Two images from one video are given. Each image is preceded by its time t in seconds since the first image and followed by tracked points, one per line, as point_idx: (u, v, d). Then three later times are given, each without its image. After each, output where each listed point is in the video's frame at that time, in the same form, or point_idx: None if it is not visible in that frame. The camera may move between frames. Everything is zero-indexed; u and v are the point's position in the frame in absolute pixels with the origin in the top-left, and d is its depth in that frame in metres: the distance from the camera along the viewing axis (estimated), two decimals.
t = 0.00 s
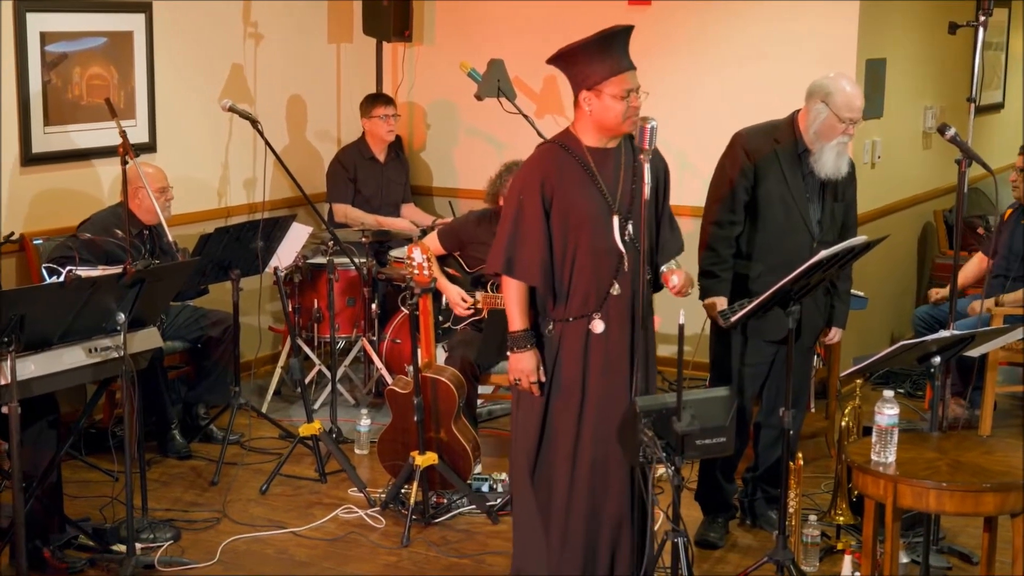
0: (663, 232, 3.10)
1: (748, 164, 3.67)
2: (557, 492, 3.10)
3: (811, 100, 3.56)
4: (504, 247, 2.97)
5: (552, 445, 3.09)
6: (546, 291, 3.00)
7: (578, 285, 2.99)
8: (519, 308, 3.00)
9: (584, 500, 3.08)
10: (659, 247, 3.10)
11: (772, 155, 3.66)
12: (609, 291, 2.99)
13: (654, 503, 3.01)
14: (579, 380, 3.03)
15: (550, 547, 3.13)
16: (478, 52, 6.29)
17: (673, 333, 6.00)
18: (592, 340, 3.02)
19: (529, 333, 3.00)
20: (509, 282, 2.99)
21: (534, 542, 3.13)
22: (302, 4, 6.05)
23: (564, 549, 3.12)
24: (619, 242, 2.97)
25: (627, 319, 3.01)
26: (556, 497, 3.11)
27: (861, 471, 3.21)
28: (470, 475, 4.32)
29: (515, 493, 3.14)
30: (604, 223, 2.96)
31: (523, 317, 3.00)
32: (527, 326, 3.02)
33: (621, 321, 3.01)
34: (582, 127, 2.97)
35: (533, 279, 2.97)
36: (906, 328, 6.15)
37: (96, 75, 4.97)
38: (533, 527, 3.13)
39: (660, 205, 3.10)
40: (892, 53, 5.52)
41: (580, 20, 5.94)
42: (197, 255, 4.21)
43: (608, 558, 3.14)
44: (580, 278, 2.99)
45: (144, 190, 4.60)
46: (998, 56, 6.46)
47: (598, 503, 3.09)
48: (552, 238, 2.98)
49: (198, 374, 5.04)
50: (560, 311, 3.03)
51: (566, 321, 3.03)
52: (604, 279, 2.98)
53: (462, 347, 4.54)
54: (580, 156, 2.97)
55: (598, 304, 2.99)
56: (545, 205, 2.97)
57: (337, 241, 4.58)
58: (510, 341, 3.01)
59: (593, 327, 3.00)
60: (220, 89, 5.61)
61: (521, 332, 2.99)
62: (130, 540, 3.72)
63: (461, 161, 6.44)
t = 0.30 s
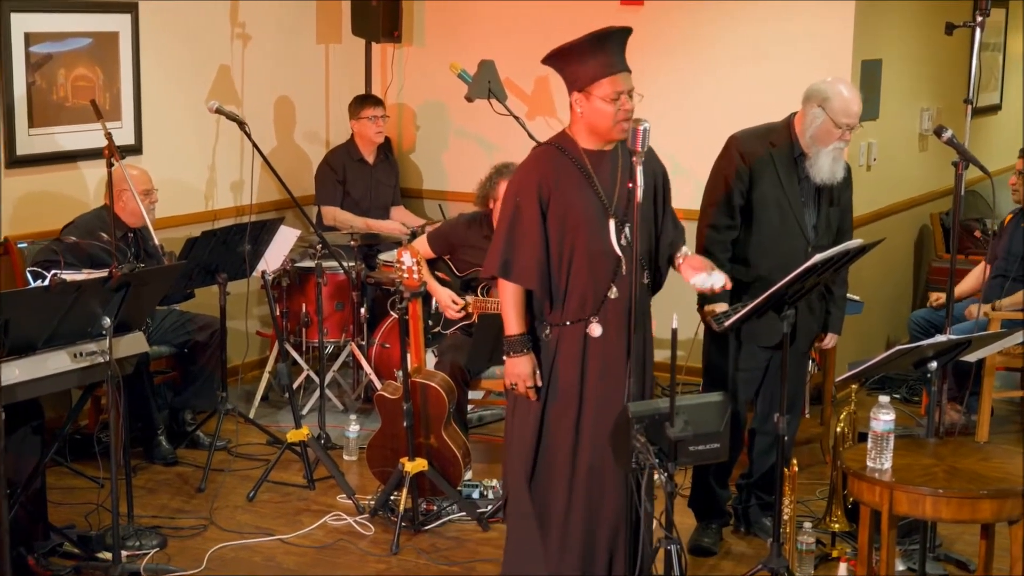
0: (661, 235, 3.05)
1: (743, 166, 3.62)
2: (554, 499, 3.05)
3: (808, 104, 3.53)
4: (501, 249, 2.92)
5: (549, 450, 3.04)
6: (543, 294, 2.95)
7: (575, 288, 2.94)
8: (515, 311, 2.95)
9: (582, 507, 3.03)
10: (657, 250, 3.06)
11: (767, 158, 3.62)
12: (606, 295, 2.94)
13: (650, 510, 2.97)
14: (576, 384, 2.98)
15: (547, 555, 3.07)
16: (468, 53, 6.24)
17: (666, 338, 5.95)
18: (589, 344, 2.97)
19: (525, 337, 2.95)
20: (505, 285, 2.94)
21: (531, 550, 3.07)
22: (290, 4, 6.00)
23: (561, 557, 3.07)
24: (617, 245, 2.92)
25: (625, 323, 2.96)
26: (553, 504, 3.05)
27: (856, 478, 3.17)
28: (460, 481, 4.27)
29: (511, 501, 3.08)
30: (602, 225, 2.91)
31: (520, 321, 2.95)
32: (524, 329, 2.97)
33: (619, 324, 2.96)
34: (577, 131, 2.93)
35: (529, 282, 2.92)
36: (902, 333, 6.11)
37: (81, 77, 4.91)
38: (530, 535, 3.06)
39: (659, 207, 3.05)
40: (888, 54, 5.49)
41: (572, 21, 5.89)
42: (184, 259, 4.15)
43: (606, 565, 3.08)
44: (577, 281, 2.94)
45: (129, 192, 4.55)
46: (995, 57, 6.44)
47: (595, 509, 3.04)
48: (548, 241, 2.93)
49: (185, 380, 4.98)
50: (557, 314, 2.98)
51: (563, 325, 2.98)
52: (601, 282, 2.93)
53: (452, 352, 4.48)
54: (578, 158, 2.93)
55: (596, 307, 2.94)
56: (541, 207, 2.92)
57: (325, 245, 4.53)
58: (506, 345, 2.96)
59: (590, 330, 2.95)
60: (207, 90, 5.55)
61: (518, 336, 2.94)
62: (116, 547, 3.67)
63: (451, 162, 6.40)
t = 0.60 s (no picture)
0: (653, 239, 3.01)
1: (734, 168, 3.58)
2: (541, 504, 2.99)
3: (798, 104, 3.48)
4: (492, 247, 2.87)
5: (537, 455, 2.98)
6: (533, 294, 2.90)
7: (565, 290, 2.89)
8: (505, 310, 2.89)
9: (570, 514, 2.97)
10: (649, 255, 3.01)
11: (758, 159, 3.57)
12: (597, 298, 2.89)
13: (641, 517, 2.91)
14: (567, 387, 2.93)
15: (535, 561, 3.02)
16: (457, 54, 6.19)
17: (658, 343, 5.91)
18: (579, 348, 2.91)
19: (516, 336, 2.88)
20: (498, 283, 2.89)
21: (518, 556, 3.02)
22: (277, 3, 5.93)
23: (548, 564, 3.01)
24: (609, 247, 2.87)
25: (614, 327, 2.91)
26: (540, 510, 2.99)
27: (851, 485, 3.12)
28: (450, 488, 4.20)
29: (499, 505, 3.03)
30: (594, 227, 2.86)
31: (512, 320, 2.89)
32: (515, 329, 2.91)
33: (610, 328, 2.91)
34: (573, 130, 2.87)
35: (521, 281, 2.86)
36: (898, 338, 6.06)
37: (64, 78, 4.84)
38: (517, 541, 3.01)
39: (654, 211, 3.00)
40: (884, 54, 5.45)
41: (563, 21, 5.84)
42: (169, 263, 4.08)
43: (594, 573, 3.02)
44: (567, 283, 2.89)
45: (112, 195, 4.47)
46: (993, 58, 6.40)
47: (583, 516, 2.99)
48: (540, 240, 2.87)
49: (169, 386, 4.91)
50: (547, 316, 2.93)
51: (553, 327, 2.92)
52: (592, 285, 2.88)
53: (442, 356, 4.43)
54: (574, 158, 2.87)
55: (586, 310, 2.89)
56: (535, 205, 2.86)
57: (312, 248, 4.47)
58: (497, 344, 2.90)
59: (579, 333, 2.90)
60: (193, 92, 5.49)
61: (509, 335, 2.88)
62: (100, 556, 3.61)
63: (440, 165, 6.34)
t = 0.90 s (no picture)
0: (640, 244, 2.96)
1: (721, 170, 3.54)
2: (524, 509, 2.93)
3: (783, 98, 3.46)
4: (474, 244, 2.82)
5: (520, 458, 2.93)
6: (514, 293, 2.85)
7: (547, 291, 2.84)
8: (489, 307, 2.83)
9: (553, 522, 2.90)
10: (635, 261, 2.96)
11: (745, 162, 3.54)
12: (578, 301, 2.84)
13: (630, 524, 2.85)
14: (551, 391, 2.87)
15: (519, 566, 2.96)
16: (448, 55, 6.14)
17: (652, 347, 5.86)
18: (559, 351, 2.86)
19: (499, 334, 2.82)
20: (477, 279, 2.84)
21: (500, 561, 2.97)
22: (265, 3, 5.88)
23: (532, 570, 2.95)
24: (592, 249, 2.82)
25: (597, 330, 2.87)
26: (523, 515, 2.94)
27: (846, 492, 3.07)
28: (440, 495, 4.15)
29: (481, 508, 2.97)
30: (578, 228, 2.81)
31: (494, 317, 2.83)
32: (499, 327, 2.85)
33: (591, 331, 2.86)
34: (565, 130, 2.83)
35: (502, 280, 2.81)
36: (895, 343, 6.02)
37: (50, 79, 4.78)
38: (499, 545, 2.96)
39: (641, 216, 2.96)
40: (881, 54, 5.42)
41: (555, 22, 5.80)
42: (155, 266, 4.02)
43: None
44: (549, 284, 2.84)
45: (98, 197, 4.42)
46: (989, 59, 6.37)
47: (566, 523, 2.93)
48: (524, 240, 2.83)
49: (157, 390, 4.86)
50: (529, 316, 2.88)
51: (535, 328, 2.87)
52: (574, 288, 2.83)
53: (433, 360, 4.38)
54: (562, 158, 2.82)
55: (567, 313, 2.84)
56: (519, 203, 2.82)
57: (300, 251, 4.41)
58: (479, 342, 2.83)
59: (560, 336, 2.84)
60: (180, 93, 5.44)
61: (492, 333, 2.81)
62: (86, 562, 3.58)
63: (431, 167, 6.30)
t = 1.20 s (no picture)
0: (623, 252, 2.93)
1: (708, 178, 3.49)
2: (507, 521, 2.87)
3: (769, 98, 3.43)
4: (463, 248, 2.77)
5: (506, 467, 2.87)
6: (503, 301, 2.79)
7: (532, 297, 2.78)
8: (497, 305, 2.75)
9: (538, 533, 2.85)
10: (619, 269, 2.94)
11: (733, 165, 3.51)
12: (565, 308, 2.79)
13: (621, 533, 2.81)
14: (537, 400, 2.81)
15: None
16: (440, 55, 6.10)
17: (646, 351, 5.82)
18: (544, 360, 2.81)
19: (521, 320, 2.74)
20: (477, 288, 2.77)
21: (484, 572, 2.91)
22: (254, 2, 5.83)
23: None
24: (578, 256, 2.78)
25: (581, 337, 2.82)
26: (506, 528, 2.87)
27: (843, 498, 3.03)
28: (432, 500, 4.10)
29: (464, 517, 2.90)
30: (565, 234, 2.77)
31: (506, 308, 2.75)
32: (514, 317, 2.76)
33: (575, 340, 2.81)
34: (549, 133, 2.79)
35: (491, 286, 2.76)
36: (892, 347, 5.98)
37: (37, 80, 4.72)
38: (484, 555, 2.90)
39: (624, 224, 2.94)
40: (877, 55, 5.39)
41: (548, 21, 5.76)
42: (143, 270, 3.98)
43: None
44: (535, 290, 2.78)
45: (86, 201, 4.37)
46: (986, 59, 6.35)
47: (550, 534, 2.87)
48: (511, 243, 2.78)
49: (145, 396, 4.80)
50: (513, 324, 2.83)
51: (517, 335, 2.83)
52: (562, 295, 2.78)
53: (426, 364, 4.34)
54: (547, 163, 2.78)
55: (554, 320, 2.79)
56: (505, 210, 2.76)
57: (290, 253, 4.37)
58: (506, 336, 2.74)
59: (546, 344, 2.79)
60: (168, 95, 5.38)
61: (513, 323, 2.73)
62: (73, 570, 3.51)
63: (422, 169, 6.26)
